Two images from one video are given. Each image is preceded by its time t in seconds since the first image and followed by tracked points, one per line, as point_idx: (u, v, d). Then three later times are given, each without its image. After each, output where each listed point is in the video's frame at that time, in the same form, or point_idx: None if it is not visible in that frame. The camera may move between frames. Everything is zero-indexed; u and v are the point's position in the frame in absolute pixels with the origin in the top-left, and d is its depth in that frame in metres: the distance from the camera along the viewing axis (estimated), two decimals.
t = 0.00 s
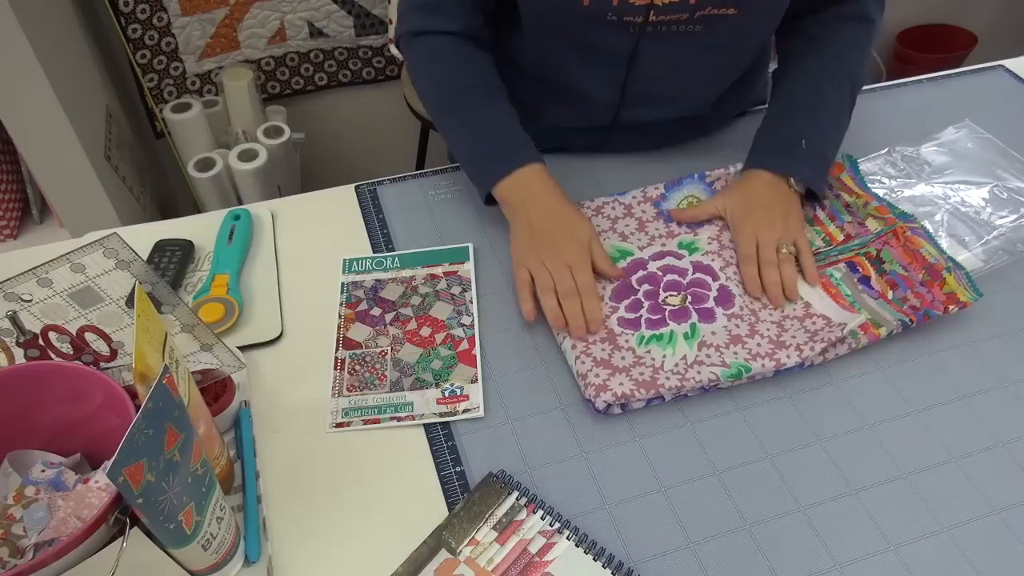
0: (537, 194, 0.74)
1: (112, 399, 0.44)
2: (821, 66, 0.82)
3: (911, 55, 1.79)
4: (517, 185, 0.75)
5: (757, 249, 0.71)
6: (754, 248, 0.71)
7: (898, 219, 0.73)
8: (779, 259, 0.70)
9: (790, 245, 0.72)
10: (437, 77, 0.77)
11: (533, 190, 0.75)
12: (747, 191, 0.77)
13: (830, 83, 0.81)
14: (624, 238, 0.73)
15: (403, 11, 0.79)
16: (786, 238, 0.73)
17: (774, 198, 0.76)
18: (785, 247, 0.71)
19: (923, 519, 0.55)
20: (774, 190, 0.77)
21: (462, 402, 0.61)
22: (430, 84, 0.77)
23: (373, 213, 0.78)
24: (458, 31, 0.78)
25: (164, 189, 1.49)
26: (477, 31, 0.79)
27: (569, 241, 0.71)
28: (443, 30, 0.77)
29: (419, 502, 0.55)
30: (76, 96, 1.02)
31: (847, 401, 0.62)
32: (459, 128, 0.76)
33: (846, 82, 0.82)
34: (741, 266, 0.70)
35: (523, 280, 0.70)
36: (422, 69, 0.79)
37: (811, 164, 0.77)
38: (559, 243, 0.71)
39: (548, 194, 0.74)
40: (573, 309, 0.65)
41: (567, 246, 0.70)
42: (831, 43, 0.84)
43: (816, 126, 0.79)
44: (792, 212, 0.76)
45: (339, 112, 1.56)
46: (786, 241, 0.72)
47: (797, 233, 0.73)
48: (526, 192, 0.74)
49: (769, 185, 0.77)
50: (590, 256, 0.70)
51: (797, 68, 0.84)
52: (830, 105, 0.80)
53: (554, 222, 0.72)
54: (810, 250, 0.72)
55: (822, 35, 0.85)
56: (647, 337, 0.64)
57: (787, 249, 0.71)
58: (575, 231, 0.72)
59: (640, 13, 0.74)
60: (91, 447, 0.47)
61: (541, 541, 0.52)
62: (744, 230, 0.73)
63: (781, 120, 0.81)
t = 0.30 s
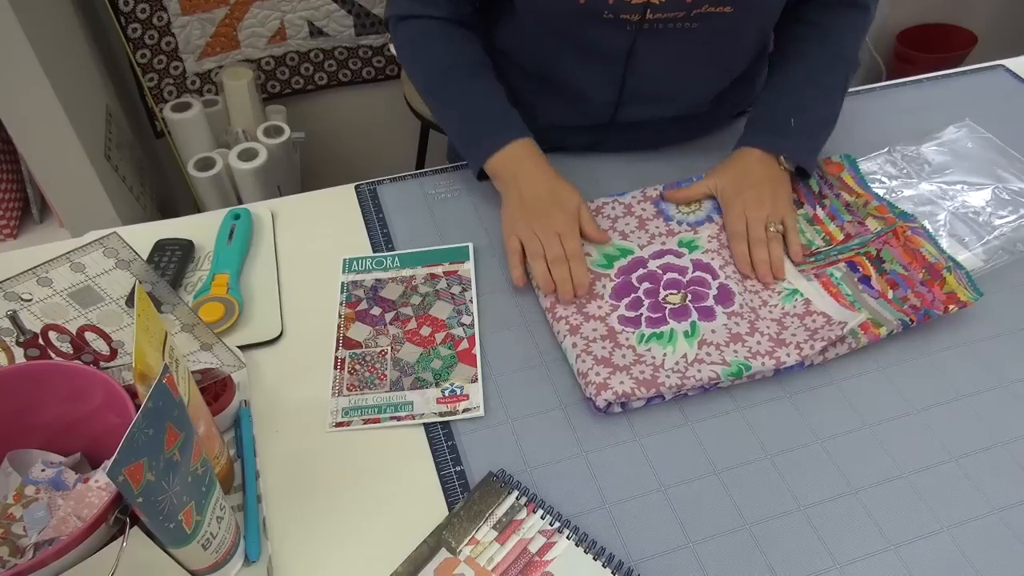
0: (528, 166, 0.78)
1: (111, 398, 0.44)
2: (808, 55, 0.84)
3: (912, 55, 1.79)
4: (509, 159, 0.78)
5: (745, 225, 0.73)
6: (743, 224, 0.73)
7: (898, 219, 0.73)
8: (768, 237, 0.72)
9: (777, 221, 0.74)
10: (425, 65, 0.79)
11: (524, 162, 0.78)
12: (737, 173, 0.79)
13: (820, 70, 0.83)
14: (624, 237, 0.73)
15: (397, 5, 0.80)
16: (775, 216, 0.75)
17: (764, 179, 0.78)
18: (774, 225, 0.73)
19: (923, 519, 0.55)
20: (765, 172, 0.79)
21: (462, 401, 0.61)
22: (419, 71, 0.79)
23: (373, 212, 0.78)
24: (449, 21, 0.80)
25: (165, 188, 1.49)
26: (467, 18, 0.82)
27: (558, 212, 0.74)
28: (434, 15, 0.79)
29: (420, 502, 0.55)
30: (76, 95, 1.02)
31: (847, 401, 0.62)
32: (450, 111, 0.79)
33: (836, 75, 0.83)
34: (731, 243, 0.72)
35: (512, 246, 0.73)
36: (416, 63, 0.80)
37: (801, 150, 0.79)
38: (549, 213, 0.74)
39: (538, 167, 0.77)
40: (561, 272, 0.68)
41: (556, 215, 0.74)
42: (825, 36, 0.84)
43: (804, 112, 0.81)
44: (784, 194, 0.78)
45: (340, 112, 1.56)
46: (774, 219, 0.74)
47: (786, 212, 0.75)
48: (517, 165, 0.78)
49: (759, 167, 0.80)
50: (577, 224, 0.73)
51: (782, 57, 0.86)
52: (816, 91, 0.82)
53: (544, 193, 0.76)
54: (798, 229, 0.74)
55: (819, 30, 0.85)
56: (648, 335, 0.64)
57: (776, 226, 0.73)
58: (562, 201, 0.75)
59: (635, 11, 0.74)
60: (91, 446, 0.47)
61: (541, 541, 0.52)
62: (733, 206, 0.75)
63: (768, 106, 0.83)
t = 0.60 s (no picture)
0: (530, 147, 0.79)
1: (112, 398, 0.44)
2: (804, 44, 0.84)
3: (912, 54, 1.79)
4: (511, 141, 0.79)
5: (738, 208, 0.75)
6: (735, 208, 0.75)
7: (898, 219, 0.73)
8: (761, 220, 0.73)
9: (769, 205, 0.75)
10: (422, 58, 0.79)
11: (526, 144, 0.79)
12: (731, 159, 0.80)
13: (816, 66, 0.83)
14: (624, 236, 0.73)
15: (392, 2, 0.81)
16: (767, 201, 0.76)
17: (757, 166, 0.79)
18: (766, 209, 0.75)
19: (923, 519, 0.55)
20: (757, 159, 0.80)
21: (462, 401, 0.61)
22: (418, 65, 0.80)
23: (373, 211, 0.78)
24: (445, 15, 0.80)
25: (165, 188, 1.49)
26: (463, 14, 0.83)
27: (556, 193, 0.76)
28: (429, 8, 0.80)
29: (420, 501, 0.55)
30: (76, 94, 1.02)
31: (848, 400, 0.62)
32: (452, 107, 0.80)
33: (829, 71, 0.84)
34: (723, 227, 0.73)
35: (510, 224, 0.75)
36: (416, 59, 0.80)
37: (793, 140, 0.80)
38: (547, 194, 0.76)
39: (540, 150, 0.79)
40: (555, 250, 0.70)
41: (554, 196, 0.76)
42: (823, 31, 0.84)
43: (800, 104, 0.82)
44: (777, 182, 0.79)
45: (340, 112, 1.56)
46: (767, 203, 0.76)
47: (778, 198, 0.77)
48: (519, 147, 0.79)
49: (751, 153, 0.81)
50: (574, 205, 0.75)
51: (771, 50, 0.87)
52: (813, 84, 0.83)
53: (544, 174, 0.77)
54: (790, 215, 0.76)
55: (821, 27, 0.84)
56: (648, 334, 0.64)
57: (768, 210, 0.74)
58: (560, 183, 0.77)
59: (633, 11, 0.74)
60: (91, 446, 0.47)
61: (541, 540, 0.52)
62: (726, 190, 0.77)
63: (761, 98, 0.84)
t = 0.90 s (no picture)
0: (524, 138, 0.79)
1: (112, 397, 0.44)
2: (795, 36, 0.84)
3: (911, 54, 1.79)
4: (505, 136, 0.79)
5: (690, 165, 0.79)
6: (686, 163, 0.79)
7: (898, 219, 0.73)
8: (705, 180, 0.78)
9: (723, 168, 0.79)
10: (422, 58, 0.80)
11: (519, 136, 0.79)
12: (712, 121, 0.84)
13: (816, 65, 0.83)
14: (624, 236, 0.73)
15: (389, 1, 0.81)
16: (727, 170, 0.78)
17: (733, 129, 0.82)
18: (717, 172, 0.78)
19: (923, 518, 0.55)
20: (741, 128, 0.82)
21: (462, 400, 0.61)
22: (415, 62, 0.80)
23: (373, 211, 0.78)
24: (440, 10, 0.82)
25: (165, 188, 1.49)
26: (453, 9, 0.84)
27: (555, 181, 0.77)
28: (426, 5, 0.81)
29: (420, 501, 0.55)
30: (76, 94, 1.02)
31: (848, 400, 0.62)
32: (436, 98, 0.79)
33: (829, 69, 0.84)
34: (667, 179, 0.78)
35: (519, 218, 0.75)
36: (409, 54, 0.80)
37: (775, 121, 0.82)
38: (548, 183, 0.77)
39: (531, 139, 0.79)
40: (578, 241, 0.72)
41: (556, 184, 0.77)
42: (824, 25, 0.84)
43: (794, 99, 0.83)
44: (747, 147, 0.81)
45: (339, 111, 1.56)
46: (722, 165, 0.79)
47: (736, 160, 0.79)
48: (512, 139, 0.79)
49: (731, 117, 0.83)
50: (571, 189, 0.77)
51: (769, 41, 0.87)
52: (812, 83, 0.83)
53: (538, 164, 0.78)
54: (749, 180, 0.78)
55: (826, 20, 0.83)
56: (648, 335, 0.64)
57: (719, 174, 0.78)
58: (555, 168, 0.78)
59: (632, 12, 0.74)
60: (91, 445, 0.47)
61: (541, 540, 0.52)
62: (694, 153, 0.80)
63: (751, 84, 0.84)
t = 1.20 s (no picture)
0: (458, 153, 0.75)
1: (112, 397, 0.44)
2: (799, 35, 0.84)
3: (911, 54, 1.79)
4: (439, 147, 0.76)
5: (699, 157, 0.80)
6: (695, 155, 0.80)
7: (898, 219, 0.73)
8: (713, 171, 0.78)
9: (732, 159, 0.79)
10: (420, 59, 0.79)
11: (455, 150, 0.75)
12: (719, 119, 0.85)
13: (816, 62, 0.83)
14: (624, 236, 0.73)
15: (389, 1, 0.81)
16: (735, 163, 0.79)
17: (742, 123, 0.83)
18: (725, 164, 0.79)
19: (924, 518, 0.55)
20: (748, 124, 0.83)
21: (462, 400, 0.61)
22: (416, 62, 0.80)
23: (373, 210, 0.78)
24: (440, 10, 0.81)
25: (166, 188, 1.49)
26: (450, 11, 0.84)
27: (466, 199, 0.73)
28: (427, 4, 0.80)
29: (420, 501, 0.55)
30: (76, 94, 1.02)
31: (848, 400, 0.62)
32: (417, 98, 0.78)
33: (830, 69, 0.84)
34: (675, 172, 0.79)
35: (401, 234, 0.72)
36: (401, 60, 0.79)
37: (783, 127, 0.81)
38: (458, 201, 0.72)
39: (466, 157, 0.75)
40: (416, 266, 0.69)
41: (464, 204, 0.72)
42: (825, 24, 0.83)
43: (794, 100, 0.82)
44: (756, 138, 0.81)
45: (340, 110, 1.56)
46: (730, 156, 0.80)
47: (745, 152, 0.80)
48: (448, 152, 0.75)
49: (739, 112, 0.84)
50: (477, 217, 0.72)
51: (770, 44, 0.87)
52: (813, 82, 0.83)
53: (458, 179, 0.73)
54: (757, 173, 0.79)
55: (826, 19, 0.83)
56: (648, 335, 0.64)
57: (728, 165, 0.79)
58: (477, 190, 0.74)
59: (633, 8, 0.74)
60: (91, 444, 0.47)
61: (541, 539, 0.52)
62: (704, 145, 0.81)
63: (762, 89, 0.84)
